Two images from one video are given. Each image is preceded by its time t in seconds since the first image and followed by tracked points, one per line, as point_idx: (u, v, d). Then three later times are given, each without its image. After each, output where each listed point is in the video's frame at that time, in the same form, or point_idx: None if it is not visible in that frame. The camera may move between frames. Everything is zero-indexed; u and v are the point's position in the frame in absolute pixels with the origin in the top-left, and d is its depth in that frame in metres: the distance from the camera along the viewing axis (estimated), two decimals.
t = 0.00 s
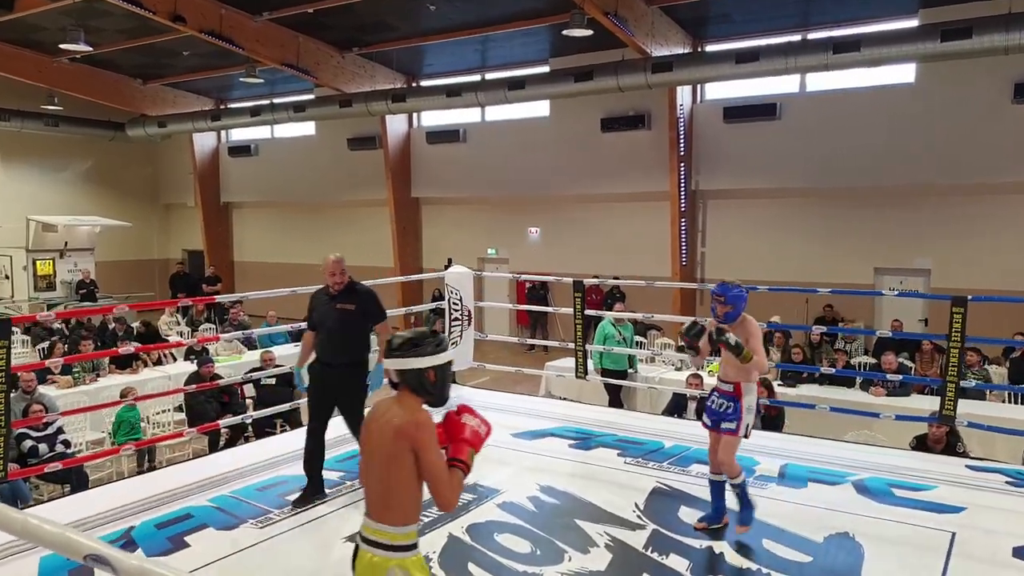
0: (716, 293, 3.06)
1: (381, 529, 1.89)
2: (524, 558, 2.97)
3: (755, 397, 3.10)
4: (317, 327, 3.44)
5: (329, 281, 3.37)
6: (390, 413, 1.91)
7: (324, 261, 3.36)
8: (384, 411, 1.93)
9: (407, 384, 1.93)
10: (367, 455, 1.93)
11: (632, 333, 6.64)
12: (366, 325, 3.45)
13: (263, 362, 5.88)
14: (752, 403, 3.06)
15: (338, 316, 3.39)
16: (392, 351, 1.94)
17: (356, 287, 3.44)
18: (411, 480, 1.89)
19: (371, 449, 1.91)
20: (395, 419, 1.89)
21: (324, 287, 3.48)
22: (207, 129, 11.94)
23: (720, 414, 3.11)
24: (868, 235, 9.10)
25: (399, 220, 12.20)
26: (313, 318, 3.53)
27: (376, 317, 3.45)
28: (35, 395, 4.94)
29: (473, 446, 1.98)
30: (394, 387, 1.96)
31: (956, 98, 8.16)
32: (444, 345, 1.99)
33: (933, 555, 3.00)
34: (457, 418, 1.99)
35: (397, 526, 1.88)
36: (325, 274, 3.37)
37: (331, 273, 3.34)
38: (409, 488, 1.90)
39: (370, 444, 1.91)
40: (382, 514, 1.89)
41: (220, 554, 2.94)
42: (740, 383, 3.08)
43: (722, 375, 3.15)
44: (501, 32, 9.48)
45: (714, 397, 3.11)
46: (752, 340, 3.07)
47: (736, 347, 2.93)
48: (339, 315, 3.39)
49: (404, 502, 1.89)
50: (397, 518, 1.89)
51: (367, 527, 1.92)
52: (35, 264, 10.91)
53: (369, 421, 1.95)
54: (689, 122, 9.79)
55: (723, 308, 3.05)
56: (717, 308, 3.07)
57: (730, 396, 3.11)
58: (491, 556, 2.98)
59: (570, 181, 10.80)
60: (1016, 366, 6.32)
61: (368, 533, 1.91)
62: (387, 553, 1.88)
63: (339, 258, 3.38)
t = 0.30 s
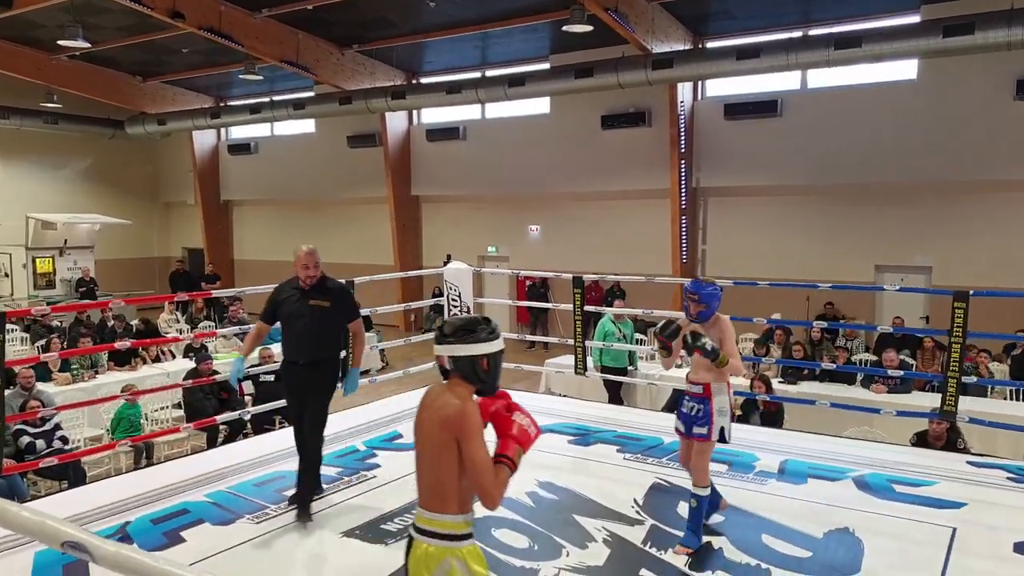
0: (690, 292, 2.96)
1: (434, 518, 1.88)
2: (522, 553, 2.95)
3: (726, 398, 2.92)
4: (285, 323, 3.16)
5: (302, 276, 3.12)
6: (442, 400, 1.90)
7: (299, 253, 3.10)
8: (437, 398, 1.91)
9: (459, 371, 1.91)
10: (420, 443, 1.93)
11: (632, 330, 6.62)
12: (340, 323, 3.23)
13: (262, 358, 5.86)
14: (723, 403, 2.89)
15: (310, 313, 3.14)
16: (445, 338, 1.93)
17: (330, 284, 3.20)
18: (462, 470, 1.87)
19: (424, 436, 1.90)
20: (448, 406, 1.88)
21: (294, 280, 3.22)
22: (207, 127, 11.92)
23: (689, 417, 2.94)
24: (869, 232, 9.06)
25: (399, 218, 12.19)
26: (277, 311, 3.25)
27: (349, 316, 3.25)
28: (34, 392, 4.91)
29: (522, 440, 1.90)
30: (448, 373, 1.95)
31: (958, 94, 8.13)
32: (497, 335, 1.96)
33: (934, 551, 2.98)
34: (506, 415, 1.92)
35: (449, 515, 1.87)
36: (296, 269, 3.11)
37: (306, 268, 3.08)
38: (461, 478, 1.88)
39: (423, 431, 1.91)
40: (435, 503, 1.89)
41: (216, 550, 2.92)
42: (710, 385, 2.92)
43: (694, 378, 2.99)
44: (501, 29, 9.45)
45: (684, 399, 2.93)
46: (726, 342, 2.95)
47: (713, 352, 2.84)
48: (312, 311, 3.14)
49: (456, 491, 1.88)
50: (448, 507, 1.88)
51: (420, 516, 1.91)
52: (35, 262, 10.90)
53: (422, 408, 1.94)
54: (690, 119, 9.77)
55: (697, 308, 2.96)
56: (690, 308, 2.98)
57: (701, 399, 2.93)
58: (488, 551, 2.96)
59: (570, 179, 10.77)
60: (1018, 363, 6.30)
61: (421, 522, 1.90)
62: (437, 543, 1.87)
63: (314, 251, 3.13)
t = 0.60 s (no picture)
0: (658, 282, 2.88)
1: (479, 511, 1.90)
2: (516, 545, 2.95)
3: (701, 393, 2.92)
4: (256, 325, 3.03)
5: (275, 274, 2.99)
6: (486, 392, 1.94)
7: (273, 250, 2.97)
8: (480, 391, 1.95)
9: (501, 364, 1.96)
10: (463, 436, 1.95)
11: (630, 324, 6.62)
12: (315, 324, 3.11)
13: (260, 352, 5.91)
14: (699, 400, 2.89)
15: (283, 314, 3.02)
16: (486, 331, 1.97)
17: (304, 284, 3.08)
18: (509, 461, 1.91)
19: (468, 429, 1.93)
20: (493, 397, 1.92)
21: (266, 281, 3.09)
22: (206, 122, 11.91)
23: (662, 412, 2.91)
24: (869, 227, 9.05)
25: (398, 212, 12.18)
26: (249, 314, 3.11)
27: (324, 318, 3.12)
28: (31, 385, 4.91)
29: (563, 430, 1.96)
30: (487, 367, 1.99)
31: (958, 88, 8.11)
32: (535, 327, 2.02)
33: (927, 543, 2.98)
34: (543, 404, 1.99)
35: (495, 507, 1.89)
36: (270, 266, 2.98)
37: (280, 265, 2.96)
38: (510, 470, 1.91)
39: (467, 424, 1.94)
40: (479, 496, 1.90)
41: (211, 542, 2.93)
42: (685, 381, 2.91)
43: (664, 371, 2.96)
44: (500, 23, 9.43)
45: (658, 395, 2.91)
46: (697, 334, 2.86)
47: (685, 337, 2.74)
48: (286, 312, 3.02)
49: (502, 482, 1.90)
50: (494, 500, 1.90)
51: (463, 511, 1.92)
52: (34, 257, 10.91)
53: (462, 402, 1.97)
54: (690, 113, 9.75)
55: (665, 297, 2.88)
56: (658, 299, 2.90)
57: (675, 396, 2.91)
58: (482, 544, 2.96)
59: (570, 173, 10.76)
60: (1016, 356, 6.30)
61: (464, 517, 1.92)
62: (484, 535, 1.89)
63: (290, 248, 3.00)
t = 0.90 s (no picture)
0: (626, 276, 2.81)
1: (508, 490, 1.90)
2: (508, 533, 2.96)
3: (670, 390, 2.88)
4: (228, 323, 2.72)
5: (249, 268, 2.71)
6: (514, 372, 1.95)
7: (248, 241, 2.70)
8: (507, 372, 1.96)
9: (526, 346, 1.97)
10: (494, 418, 1.94)
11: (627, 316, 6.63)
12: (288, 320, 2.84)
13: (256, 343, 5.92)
14: (668, 398, 2.85)
15: (258, 311, 2.74)
16: (512, 314, 1.98)
17: (276, 277, 2.81)
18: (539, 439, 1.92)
19: (497, 409, 1.94)
20: (523, 377, 1.93)
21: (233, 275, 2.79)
22: (205, 115, 11.92)
23: (629, 412, 2.86)
24: (867, 220, 9.04)
25: (397, 206, 12.17)
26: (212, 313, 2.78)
27: (299, 311, 2.87)
28: (27, 376, 4.91)
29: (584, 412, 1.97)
30: (511, 350, 2.00)
31: (957, 80, 8.09)
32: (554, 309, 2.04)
33: (918, 531, 2.99)
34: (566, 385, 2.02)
35: (523, 486, 1.90)
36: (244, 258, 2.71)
37: (257, 259, 2.69)
38: (539, 450, 1.93)
39: (496, 403, 1.94)
40: (508, 474, 1.91)
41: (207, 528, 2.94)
42: (653, 377, 2.86)
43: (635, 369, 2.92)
44: (499, 15, 9.40)
45: (626, 393, 2.86)
46: (666, 327, 2.80)
47: (659, 339, 2.62)
48: (260, 309, 2.74)
49: (531, 460, 1.91)
50: (523, 477, 1.90)
51: (491, 490, 1.92)
52: (32, 251, 10.92)
53: (488, 383, 1.98)
54: (688, 106, 9.72)
55: (632, 293, 2.79)
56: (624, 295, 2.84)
57: (644, 393, 2.87)
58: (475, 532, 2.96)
59: (568, 166, 10.76)
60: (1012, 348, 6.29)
61: (493, 495, 1.91)
62: (518, 513, 1.89)
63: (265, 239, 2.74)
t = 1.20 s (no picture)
0: (610, 292, 2.68)
1: (524, 484, 1.86)
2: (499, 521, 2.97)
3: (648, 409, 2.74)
4: (184, 320, 2.46)
5: (211, 263, 2.46)
6: (535, 363, 1.89)
7: (210, 233, 2.45)
8: (529, 363, 1.91)
9: (554, 333, 1.93)
10: (512, 410, 1.89)
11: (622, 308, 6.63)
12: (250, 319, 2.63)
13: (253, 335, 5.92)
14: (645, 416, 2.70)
15: (219, 308, 2.50)
16: (544, 300, 1.95)
17: (239, 272, 2.57)
18: (556, 435, 1.86)
19: (515, 401, 1.89)
20: (543, 368, 1.87)
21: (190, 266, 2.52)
22: (203, 108, 11.92)
23: (611, 435, 2.68)
24: (866, 212, 9.02)
25: (395, 199, 12.17)
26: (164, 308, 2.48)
27: (261, 308, 2.64)
28: (22, 368, 4.92)
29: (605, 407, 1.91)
30: (536, 339, 1.96)
31: (956, 72, 8.06)
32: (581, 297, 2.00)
33: (908, 520, 2.99)
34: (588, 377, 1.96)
35: (540, 481, 1.85)
36: (204, 252, 2.45)
37: (220, 253, 2.45)
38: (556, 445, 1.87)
39: (513, 396, 1.90)
40: (523, 469, 1.86)
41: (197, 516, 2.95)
42: (629, 397, 2.71)
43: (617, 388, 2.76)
44: (496, 7, 9.37)
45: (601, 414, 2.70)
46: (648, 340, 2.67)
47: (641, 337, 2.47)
48: (221, 306, 2.50)
49: (547, 455, 1.86)
50: (539, 471, 1.86)
51: (507, 483, 1.88)
52: (31, 244, 10.93)
53: (510, 373, 1.93)
54: (687, 99, 9.69)
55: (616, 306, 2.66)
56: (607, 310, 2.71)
57: (620, 414, 2.71)
58: (465, 519, 2.97)
59: (566, 159, 10.74)
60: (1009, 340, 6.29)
61: (508, 489, 1.87)
62: (532, 508, 1.85)
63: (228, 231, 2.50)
